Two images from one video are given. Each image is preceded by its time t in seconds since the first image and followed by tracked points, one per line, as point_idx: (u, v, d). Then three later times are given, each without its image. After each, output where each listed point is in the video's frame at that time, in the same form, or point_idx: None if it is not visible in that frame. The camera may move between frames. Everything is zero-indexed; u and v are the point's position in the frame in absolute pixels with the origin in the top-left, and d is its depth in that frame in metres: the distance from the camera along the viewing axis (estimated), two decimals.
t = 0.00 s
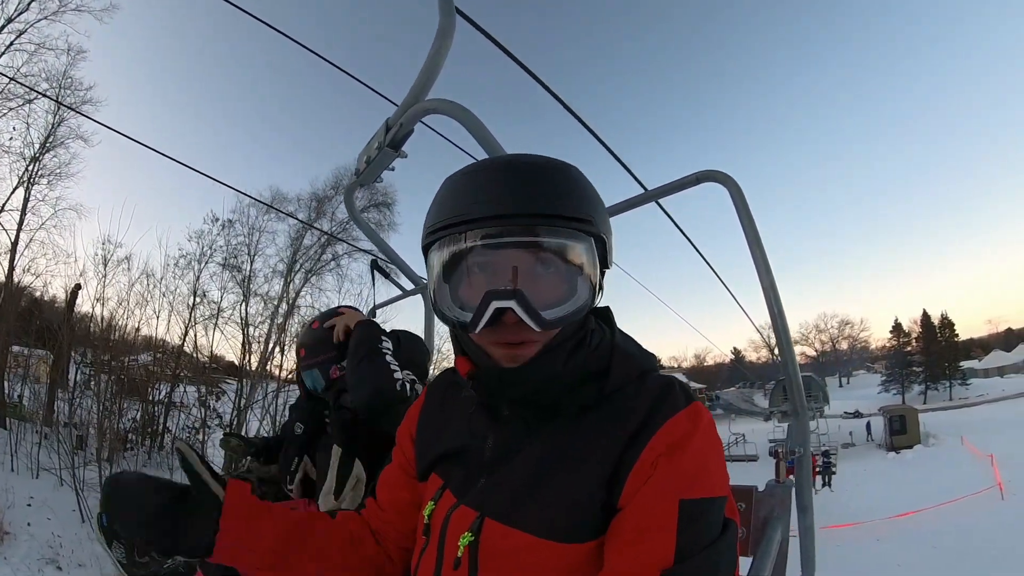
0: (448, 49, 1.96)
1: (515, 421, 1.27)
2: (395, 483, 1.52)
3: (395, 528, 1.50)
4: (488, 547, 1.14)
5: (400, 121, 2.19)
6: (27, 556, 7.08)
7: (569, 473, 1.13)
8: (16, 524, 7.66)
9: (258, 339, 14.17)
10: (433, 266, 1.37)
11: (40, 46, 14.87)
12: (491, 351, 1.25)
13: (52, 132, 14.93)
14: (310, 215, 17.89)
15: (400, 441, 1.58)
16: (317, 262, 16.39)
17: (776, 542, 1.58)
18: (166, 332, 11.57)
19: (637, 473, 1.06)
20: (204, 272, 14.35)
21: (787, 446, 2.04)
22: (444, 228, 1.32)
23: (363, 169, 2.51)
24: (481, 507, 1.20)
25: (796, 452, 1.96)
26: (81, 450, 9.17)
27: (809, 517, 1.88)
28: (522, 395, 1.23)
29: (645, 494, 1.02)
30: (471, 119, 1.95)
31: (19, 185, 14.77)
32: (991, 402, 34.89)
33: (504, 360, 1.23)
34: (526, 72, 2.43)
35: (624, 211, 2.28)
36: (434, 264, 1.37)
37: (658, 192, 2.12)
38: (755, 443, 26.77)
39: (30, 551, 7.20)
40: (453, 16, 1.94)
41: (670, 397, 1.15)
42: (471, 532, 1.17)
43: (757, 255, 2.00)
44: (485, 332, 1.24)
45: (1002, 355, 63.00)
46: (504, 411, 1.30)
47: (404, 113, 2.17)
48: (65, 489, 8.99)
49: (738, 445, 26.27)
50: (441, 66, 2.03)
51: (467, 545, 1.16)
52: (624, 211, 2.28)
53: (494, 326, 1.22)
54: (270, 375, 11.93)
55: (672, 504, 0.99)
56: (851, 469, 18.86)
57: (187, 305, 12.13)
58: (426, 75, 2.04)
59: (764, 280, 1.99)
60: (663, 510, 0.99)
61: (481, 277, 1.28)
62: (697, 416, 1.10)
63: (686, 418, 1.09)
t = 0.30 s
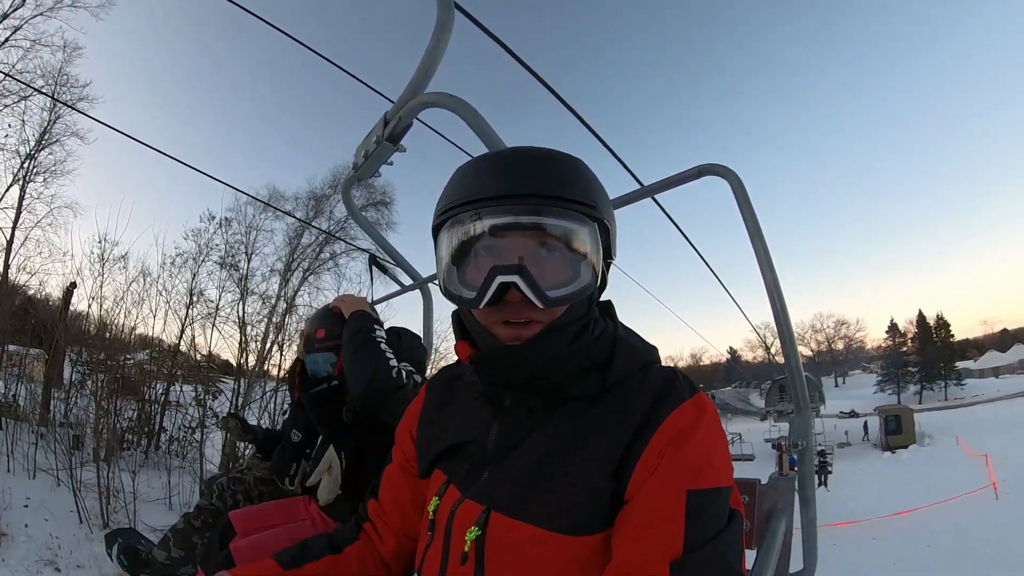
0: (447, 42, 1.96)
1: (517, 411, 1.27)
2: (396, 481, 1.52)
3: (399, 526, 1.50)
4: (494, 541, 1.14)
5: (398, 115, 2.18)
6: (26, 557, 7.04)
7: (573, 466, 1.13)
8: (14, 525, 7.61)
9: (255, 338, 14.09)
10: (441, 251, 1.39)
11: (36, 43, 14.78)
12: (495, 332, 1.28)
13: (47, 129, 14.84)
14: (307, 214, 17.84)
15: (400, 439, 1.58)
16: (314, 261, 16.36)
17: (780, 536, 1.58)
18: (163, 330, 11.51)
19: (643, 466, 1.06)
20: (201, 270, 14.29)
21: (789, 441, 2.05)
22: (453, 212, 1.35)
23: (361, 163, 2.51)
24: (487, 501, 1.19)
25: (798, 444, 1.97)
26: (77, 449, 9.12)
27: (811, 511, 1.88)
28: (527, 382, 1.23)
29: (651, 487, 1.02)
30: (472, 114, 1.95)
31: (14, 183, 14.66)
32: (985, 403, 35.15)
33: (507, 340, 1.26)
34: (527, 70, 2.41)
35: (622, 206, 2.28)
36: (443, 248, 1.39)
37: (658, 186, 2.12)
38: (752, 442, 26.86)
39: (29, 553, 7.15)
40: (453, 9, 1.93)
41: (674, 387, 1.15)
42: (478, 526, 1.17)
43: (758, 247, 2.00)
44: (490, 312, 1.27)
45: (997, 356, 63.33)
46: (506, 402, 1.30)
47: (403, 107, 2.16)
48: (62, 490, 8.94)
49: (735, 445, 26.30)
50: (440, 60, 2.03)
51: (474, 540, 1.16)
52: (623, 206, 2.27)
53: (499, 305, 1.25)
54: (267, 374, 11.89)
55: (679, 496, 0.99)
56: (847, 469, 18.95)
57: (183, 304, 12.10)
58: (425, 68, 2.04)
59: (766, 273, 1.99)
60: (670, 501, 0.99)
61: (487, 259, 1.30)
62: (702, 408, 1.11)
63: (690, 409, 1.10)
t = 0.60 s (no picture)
0: (446, 37, 1.96)
1: (519, 403, 1.27)
2: (395, 478, 1.52)
3: (399, 522, 1.50)
4: (500, 536, 1.14)
5: (398, 108, 2.18)
6: (26, 559, 7.00)
7: (576, 457, 1.12)
8: (13, 527, 7.57)
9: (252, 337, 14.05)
10: (450, 238, 1.37)
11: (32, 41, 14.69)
12: (512, 324, 1.28)
13: (43, 126, 14.75)
14: (305, 212, 17.80)
15: (395, 434, 1.57)
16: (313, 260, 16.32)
17: (784, 526, 1.59)
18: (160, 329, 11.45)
19: (647, 456, 1.05)
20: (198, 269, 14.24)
21: (789, 432, 2.07)
22: (465, 199, 1.33)
23: (360, 157, 2.50)
24: (490, 495, 1.19)
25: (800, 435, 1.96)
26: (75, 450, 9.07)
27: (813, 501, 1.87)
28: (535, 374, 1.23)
29: (657, 479, 1.02)
30: (473, 108, 1.94)
31: (9, 181, 14.56)
32: (979, 402, 35.37)
33: (528, 333, 1.27)
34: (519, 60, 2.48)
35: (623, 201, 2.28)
36: (450, 235, 1.37)
37: (659, 181, 2.12)
38: (749, 441, 26.94)
39: (29, 554, 7.12)
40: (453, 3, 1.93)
41: (676, 374, 1.14)
42: (483, 521, 1.17)
43: (758, 240, 2.00)
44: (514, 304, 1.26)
45: (992, 356, 63.69)
46: (507, 394, 1.29)
47: (402, 101, 2.16)
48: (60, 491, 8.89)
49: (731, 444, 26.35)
50: (440, 53, 2.02)
51: (479, 535, 1.16)
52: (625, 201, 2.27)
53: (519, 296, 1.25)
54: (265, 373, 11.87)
55: (685, 486, 0.99)
56: (843, 467, 19.03)
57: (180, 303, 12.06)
58: (424, 63, 2.03)
59: (767, 267, 2.00)
60: (676, 493, 0.99)
61: (504, 249, 1.29)
62: (705, 394, 1.11)
63: (694, 395, 1.09)
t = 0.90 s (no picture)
0: (437, 37, 1.96)
1: (503, 399, 1.27)
2: (380, 477, 1.52)
3: (383, 520, 1.50)
4: (483, 533, 1.14)
5: (389, 108, 2.17)
6: (26, 559, 7.01)
7: (557, 454, 1.12)
8: (13, 528, 7.58)
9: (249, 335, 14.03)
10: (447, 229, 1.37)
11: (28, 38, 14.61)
12: (505, 313, 1.28)
13: (39, 124, 14.69)
14: (303, 210, 17.78)
15: (379, 432, 1.57)
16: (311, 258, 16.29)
17: (768, 525, 1.59)
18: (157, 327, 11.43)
19: (628, 455, 1.05)
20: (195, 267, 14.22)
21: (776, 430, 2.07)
22: (464, 189, 1.34)
23: (351, 157, 2.49)
24: (473, 492, 1.19)
25: (786, 436, 1.98)
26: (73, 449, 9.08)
27: (799, 501, 1.90)
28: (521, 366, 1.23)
29: (637, 478, 1.02)
30: (463, 107, 1.94)
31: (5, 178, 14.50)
32: (973, 402, 35.64)
33: (521, 321, 1.26)
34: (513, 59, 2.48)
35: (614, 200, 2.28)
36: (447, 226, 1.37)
37: (648, 180, 2.12)
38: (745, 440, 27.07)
39: (29, 555, 7.13)
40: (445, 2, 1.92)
41: (657, 373, 1.14)
42: (465, 518, 1.17)
43: (745, 237, 2.00)
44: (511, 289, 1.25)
45: (988, 355, 64.06)
46: (490, 390, 1.29)
47: (393, 100, 2.15)
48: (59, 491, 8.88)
49: (727, 442, 26.49)
50: (431, 53, 2.02)
51: (462, 533, 1.16)
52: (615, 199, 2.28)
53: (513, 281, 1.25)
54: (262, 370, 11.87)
55: (665, 485, 0.99)
56: (839, 466, 19.16)
57: (177, 301, 12.05)
58: (415, 62, 2.03)
59: (755, 267, 2.01)
60: (654, 491, 0.99)
61: (500, 237, 1.29)
62: (686, 394, 1.11)
63: (675, 395, 1.10)
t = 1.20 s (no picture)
0: (435, 34, 1.95)
1: (497, 393, 1.28)
2: (374, 478, 1.51)
3: (378, 519, 1.50)
4: (482, 531, 1.14)
5: (387, 105, 2.17)
6: (27, 559, 6.98)
7: (554, 450, 1.12)
8: (13, 528, 7.53)
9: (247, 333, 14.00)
10: (447, 217, 1.38)
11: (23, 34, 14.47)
12: (504, 297, 1.28)
13: (34, 121, 14.57)
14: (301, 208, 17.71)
15: (372, 432, 1.58)
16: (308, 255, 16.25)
17: (767, 522, 1.59)
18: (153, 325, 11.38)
19: (624, 451, 1.05)
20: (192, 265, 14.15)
21: (774, 426, 2.07)
22: (464, 178, 1.36)
23: (348, 155, 2.49)
24: (471, 489, 1.19)
25: (784, 431, 1.99)
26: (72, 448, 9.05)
27: (797, 497, 1.91)
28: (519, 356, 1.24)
29: (634, 472, 1.02)
30: (461, 104, 1.94)
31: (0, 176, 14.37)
32: (968, 400, 35.88)
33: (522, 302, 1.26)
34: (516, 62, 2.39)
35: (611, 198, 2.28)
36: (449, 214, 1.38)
37: (645, 178, 2.13)
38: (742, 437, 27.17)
39: (30, 555, 7.10)
40: None
41: (651, 366, 1.15)
42: (464, 516, 1.17)
43: (743, 234, 2.01)
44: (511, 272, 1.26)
45: (983, 354, 64.39)
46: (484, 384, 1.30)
47: (391, 98, 2.14)
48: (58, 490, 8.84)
49: (724, 440, 26.58)
50: (429, 50, 2.01)
51: (461, 531, 1.16)
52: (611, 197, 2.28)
53: (514, 265, 1.26)
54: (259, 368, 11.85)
55: (663, 479, 0.99)
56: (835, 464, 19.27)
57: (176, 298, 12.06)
58: (412, 60, 2.02)
59: (753, 264, 2.01)
60: (651, 484, 0.99)
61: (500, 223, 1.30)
62: (680, 386, 1.11)
63: (669, 387, 1.10)
